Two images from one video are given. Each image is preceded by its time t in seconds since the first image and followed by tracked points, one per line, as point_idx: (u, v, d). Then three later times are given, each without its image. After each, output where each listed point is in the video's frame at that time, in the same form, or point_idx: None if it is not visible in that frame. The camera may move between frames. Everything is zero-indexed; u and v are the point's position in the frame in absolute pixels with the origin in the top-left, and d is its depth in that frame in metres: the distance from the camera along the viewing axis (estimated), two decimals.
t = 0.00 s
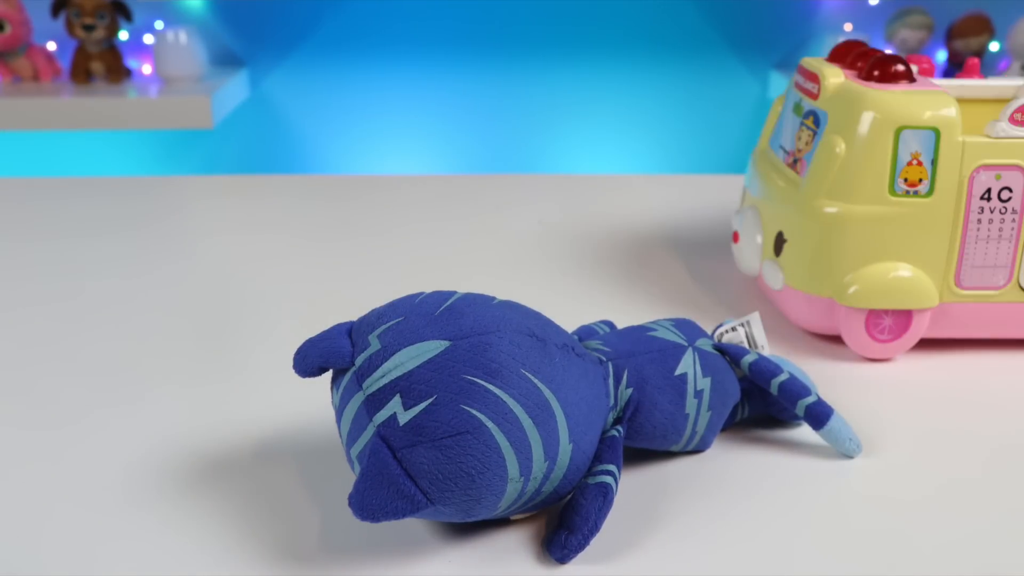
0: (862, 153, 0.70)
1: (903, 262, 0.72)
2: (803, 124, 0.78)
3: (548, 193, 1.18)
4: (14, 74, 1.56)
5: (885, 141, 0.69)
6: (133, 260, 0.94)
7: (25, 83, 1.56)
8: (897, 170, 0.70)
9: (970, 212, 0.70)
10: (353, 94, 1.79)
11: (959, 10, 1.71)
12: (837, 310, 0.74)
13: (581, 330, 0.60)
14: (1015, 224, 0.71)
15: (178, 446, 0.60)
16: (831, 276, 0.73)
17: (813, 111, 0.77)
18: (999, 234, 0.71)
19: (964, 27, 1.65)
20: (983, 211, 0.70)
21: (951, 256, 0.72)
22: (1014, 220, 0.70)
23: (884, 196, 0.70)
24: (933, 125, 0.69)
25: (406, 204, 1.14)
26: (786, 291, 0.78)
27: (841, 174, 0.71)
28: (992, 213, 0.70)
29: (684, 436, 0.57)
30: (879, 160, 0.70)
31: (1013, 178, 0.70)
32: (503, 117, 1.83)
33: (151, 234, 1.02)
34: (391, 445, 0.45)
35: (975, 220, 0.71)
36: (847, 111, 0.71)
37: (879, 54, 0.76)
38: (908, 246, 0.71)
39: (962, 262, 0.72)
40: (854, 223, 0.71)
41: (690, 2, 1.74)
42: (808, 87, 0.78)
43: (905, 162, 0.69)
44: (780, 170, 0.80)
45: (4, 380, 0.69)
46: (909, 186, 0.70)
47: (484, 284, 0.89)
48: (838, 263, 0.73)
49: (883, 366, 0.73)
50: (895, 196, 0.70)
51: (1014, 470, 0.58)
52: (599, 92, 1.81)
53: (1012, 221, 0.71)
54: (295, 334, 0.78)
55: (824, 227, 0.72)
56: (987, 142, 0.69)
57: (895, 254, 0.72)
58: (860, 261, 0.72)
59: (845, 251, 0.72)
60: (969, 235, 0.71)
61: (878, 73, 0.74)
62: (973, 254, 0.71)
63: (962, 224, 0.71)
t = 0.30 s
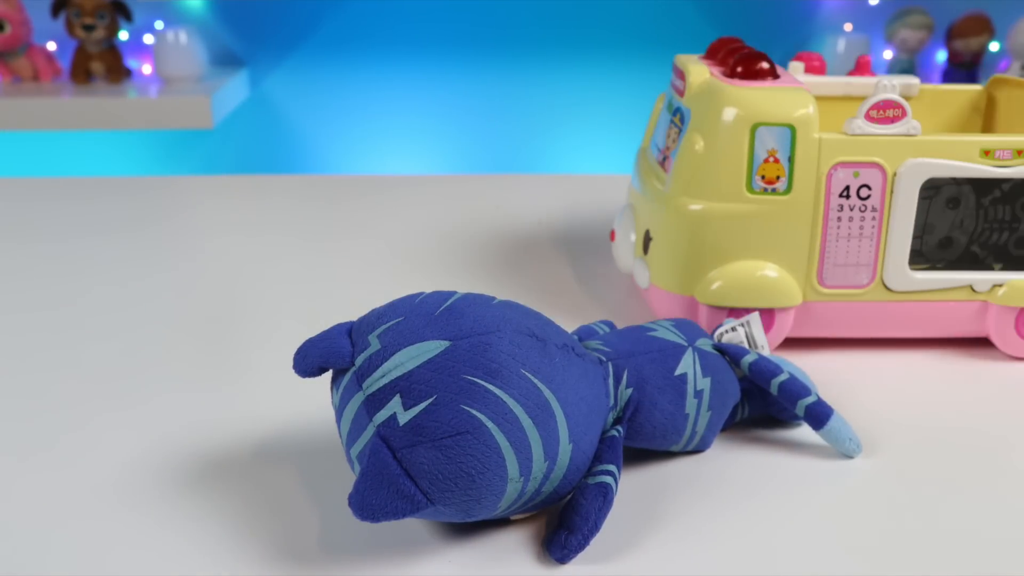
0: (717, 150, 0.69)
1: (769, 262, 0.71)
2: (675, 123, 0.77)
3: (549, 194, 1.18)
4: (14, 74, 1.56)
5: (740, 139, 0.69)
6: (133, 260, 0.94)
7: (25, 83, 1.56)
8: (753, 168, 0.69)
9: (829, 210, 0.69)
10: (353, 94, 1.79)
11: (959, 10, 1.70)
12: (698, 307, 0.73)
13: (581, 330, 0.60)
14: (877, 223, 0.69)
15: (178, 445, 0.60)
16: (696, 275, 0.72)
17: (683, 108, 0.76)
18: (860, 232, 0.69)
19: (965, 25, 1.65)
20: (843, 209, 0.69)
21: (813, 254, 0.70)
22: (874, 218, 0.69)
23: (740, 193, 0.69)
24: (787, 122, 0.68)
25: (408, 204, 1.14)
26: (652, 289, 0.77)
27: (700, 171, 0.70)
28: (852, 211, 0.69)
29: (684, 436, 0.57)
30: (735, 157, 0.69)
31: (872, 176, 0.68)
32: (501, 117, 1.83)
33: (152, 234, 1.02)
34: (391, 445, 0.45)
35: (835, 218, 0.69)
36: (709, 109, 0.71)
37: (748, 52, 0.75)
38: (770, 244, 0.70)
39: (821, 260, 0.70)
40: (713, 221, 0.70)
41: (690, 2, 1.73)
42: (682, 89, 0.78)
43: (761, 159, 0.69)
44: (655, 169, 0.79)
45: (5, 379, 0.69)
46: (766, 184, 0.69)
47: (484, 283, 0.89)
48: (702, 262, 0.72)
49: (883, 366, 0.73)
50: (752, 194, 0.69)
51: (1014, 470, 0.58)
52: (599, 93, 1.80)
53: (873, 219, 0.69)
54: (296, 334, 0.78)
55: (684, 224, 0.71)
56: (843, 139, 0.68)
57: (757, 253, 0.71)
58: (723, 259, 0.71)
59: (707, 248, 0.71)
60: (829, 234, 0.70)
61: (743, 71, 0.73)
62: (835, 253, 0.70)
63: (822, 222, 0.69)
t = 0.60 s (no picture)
0: (637, 147, 0.69)
1: (694, 261, 0.71)
2: (600, 121, 0.77)
3: (548, 194, 1.18)
4: (14, 74, 1.56)
5: (659, 137, 0.69)
6: (133, 260, 0.94)
7: (25, 83, 1.56)
8: (671, 166, 0.69)
9: (749, 207, 0.69)
10: (353, 94, 1.79)
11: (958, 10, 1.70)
12: (620, 305, 0.73)
13: (581, 330, 0.60)
14: (797, 221, 0.70)
15: (178, 446, 0.60)
16: (619, 274, 0.72)
17: (607, 106, 0.76)
18: (781, 230, 0.70)
19: (964, 26, 1.64)
20: (762, 207, 0.69)
21: (733, 253, 0.71)
22: (794, 216, 0.69)
23: (660, 191, 0.69)
24: (706, 120, 0.68)
25: (407, 204, 1.14)
26: (577, 288, 0.77)
27: (621, 169, 0.70)
28: (771, 209, 0.69)
29: (684, 436, 0.57)
30: (655, 155, 0.69)
31: (792, 174, 0.68)
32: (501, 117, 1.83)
33: (151, 234, 1.02)
34: (391, 445, 0.45)
35: (755, 216, 0.70)
36: (630, 106, 0.70)
37: (673, 49, 0.75)
38: (692, 242, 0.70)
39: (743, 257, 0.71)
40: (636, 218, 0.70)
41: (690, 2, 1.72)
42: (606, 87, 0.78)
43: (679, 157, 0.69)
44: (580, 168, 0.79)
45: (5, 380, 0.69)
46: (684, 182, 0.69)
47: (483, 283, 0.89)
48: (625, 261, 0.72)
49: (880, 365, 0.73)
50: (671, 192, 0.69)
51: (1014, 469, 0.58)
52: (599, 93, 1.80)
53: (794, 217, 0.70)
54: (295, 334, 0.78)
55: (607, 222, 0.71)
56: (762, 137, 0.68)
57: (680, 252, 0.71)
58: (646, 257, 0.71)
59: (630, 246, 0.71)
60: (749, 232, 0.70)
61: (666, 67, 0.72)
62: (756, 251, 0.71)
63: (742, 220, 0.70)
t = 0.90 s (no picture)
0: (560, 145, 0.70)
1: (621, 261, 0.72)
2: (529, 122, 0.78)
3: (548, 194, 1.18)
4: (14, 74, 1.56)
5: (582, 135, 0.70)
6: (134, 260, 0.94)
7: (25, 82, 1.56)
8: (594, 164, 0.70)
9: (673, 206, 0.70)
10: (353, 94, 1.79)
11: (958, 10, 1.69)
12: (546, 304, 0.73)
13: (581, 330, 0.60)
14: (721, 220, 0.71)
15: (178, 445, 0.60)
16: (544, 273, 0.72)
17: (537, 106, 0.77)
18: (705, 229, 0.71)
19: (964, 25, 1.60)
20: (686, 205, 0.70)
21: (658, 252, 0.72)
22: (718, 214, 0.70)
23: (583, 189, 0.70)
24: (628, 118, 0.69)
25: (407, 204, 1.14)
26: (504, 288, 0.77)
27: (545, 167, 0.71)
28: (695, 207, 0.70)
29: (684, 436, 0.57)
30: (578, 152, 0.70)
31: (715, 173, 0.69)
32: (501, 117, 1.83)
33: (151, 234, 1.02)
34: (391, 445, 0.45)
35: (679, 215, 0.70)
36: (555, 104, 0.72)
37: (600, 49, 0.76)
38: (618, 241, 0.71)
39: (668, 256, 0.72)
40: (562, 216, 0.71)
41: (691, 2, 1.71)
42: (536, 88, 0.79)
43: (602, 155, 0.70)
44: (512, 170, 0.80)
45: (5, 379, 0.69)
46: (608, 180, 0.70)
47: (484, 283, 0.89)
48: (551, 259, 0.72)
49: (880, 365, 0.73)
50: (594, 190, 0.70)
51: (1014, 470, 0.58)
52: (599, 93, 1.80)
53: (717, 215, 0.70)
54: (296, 334, 0.78)
55: (535, 219, 0.72)
56: (683, 135, 0.69)
57: (604, 251, 0.71)
58: (574, 255, 0.72)
59: (558, 244, 0.72)
60: (674, 231, 0.71)
61: (593, 66, 0.73)
62: (681, 250, 0.71)
63: (665, 218, 0.71)
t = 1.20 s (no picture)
0: (468, 143, 0.71)
1: (531, 260, 0.73)
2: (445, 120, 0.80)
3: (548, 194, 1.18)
4: (14, 74, 1.56)
5: (487, 133, 0.71)
6: (134, 260, 0.95)
7: (25, 83, 1.56)
8: (500, 162, 0.71)
9: (579, 204, 0.72)
10: (352, 94, 1.79)
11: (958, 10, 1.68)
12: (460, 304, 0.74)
13: (581, 330, 0.60)
14: (628, 218, 0.72)
15: (178, 445, 0.60)
16: (456, 272, 0.74)
17: (451, 105, 0.79)
18: (613, 228, 0.72)
19: (964, 25, 1.57)
20: (593, 203, 0.71)
21: (565, 251, 0.73)
22: (625, 212, 0.71)
23: (489, 188, 0.71)
24: (532, 117, 0.70)
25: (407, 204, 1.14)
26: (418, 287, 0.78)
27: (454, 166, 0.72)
28: (602, 205, 0.71)
29: (684, 436, 0.57)
30: (484, 151, 0.71)
31: (620, 171, 0.71)
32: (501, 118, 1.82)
33: (152, 234, 1.02)
34: (391, 445, 0.45)
35: (586, 213, 0.72)
36: (463, 103, 0.73)
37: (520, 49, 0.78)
38: (527, 239, 0.73)
39: (577, 254, 0.73)
40: (470, 215, 0.72)
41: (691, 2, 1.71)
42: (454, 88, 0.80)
43: (507, 154, 0.71)
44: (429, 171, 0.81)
45: (5, 380, 0.69)
46: (514, 178, 0.71)
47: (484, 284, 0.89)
48: (462, 258, 0.73)
49: (880, 366, 0.73)
50: (500, 188, 0.71)
51: (1014, 470, 0.58)
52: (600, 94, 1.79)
53: (624, 214, 0.72)
54: (295, 334, 0.78)
55: (445, 219, 0.73)
56: (589, 133, 0.70)
57: (515, 249, 0.73)
58: (485, 253, 0.73)
59: (468, 241, 0.73)
60: (581, 229, 0.72)
61: (504, 64, 0.78)
62: (589, 248, 0.73)
63: (573, 216, 0.72)
